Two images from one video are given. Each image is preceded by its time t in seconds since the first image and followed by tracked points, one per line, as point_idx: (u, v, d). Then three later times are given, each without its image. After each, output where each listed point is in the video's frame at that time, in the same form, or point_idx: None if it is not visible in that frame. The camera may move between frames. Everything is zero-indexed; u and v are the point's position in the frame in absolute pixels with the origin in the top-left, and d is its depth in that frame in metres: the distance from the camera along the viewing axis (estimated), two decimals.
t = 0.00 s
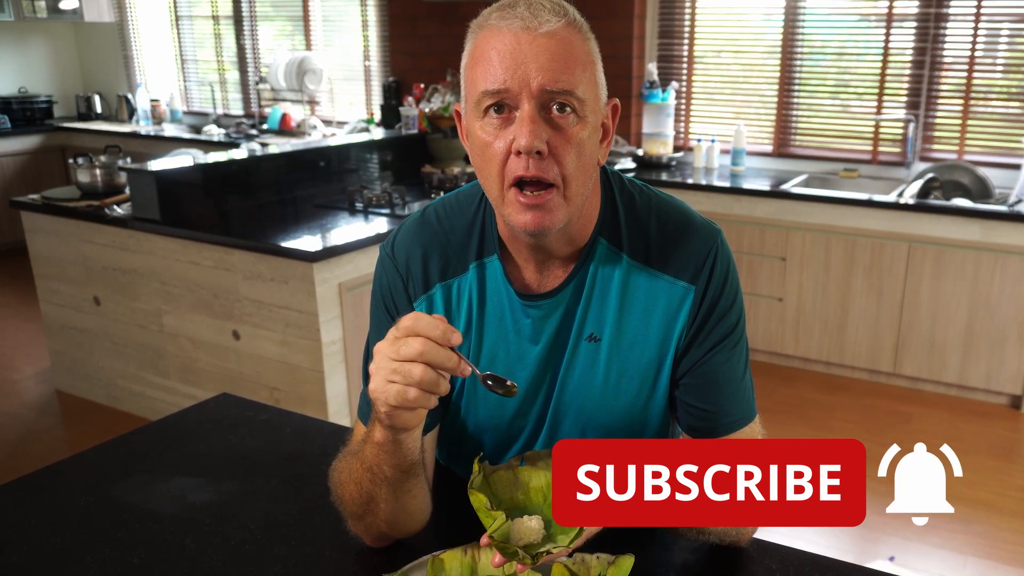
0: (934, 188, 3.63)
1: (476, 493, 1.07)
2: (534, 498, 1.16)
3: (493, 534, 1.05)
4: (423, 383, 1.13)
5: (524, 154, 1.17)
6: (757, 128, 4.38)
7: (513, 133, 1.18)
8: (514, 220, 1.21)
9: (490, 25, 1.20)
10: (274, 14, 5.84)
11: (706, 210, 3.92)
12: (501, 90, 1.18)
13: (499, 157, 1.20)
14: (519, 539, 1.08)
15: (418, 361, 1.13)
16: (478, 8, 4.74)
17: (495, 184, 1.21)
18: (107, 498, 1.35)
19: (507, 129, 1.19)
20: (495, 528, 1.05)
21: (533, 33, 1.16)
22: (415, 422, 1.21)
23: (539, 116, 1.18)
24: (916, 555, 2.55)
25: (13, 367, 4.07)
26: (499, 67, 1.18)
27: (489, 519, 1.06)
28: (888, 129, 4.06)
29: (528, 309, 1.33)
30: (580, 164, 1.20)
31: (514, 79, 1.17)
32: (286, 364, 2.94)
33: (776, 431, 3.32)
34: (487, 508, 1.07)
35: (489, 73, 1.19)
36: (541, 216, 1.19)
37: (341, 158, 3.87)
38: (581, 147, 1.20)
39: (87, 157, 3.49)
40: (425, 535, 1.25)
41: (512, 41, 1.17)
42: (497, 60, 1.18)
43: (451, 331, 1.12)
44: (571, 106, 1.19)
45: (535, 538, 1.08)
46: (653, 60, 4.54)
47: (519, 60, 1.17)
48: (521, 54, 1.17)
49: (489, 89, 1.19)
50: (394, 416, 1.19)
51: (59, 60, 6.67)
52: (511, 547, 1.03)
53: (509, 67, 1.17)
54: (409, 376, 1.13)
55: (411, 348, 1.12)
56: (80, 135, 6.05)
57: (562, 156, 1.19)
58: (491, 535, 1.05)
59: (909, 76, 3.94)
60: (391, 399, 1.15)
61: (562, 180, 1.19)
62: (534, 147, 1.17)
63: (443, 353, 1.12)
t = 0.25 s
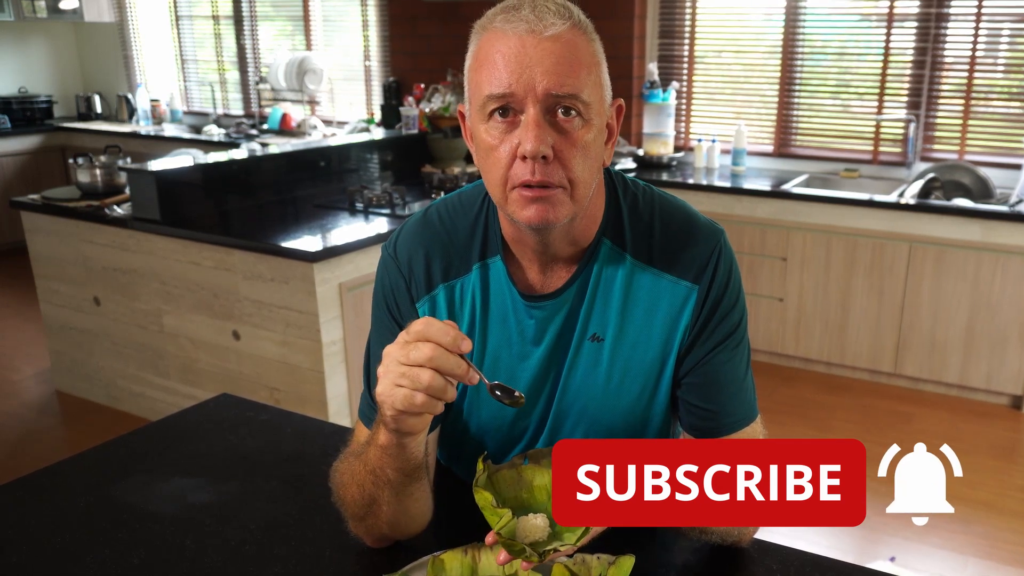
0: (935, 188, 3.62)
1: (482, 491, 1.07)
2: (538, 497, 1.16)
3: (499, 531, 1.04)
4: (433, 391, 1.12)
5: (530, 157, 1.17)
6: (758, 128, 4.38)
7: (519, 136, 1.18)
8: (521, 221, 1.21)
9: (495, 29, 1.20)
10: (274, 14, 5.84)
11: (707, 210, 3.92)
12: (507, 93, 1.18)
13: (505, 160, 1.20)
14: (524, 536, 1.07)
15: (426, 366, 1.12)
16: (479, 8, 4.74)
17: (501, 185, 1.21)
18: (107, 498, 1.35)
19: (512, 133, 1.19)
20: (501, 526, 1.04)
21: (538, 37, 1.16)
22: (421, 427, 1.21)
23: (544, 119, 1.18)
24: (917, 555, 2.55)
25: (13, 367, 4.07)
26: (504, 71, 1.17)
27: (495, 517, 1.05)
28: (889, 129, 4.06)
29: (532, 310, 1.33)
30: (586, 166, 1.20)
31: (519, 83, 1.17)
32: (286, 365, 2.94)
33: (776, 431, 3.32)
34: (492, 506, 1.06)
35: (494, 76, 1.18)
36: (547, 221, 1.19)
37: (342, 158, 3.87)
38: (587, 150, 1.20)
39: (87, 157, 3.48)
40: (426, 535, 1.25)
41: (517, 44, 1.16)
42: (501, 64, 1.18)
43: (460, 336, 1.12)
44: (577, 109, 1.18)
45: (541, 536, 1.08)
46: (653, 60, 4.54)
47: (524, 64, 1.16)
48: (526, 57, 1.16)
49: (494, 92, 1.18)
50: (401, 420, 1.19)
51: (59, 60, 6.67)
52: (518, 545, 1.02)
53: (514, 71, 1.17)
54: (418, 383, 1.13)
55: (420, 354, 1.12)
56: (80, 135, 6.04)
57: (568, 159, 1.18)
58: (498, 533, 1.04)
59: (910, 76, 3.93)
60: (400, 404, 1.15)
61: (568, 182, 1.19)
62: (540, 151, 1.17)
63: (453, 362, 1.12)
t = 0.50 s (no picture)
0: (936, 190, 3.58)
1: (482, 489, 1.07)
2: (539, 496, 1.17)
3: (498, 530, 1.04)
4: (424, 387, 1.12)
5: (538, 205, 1.15)
6: (758, 128, 4.38)
7: (526, 181, 1.15)
8: (527, 249, 1.21)
9: (505, 67, 1.13)
10: (274, 14, 5.83)
11: (708, 211, 3.91)
12: (515, 141, 1.13)
13: (512, 200, 1.17)
14: (523, 535, 1.07)
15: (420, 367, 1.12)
16: (479, 8, 4.74)
17: (509, 219, 1.20)
18: (107, 498, 1.35)
19: (520, 176, 1.15)
20: (500, 524, 1.05)
21: (550, 88, 1.10)
22: (419, 430, 1.19)
23: (554, 167, 1.14)
24: (918, 555, 2.55)
25: (13, 368, 4.07)
26: (513, 117, 1.12)
27: (494, 515, 1.06)
28: (889, 129, 4.06)
29: (535, 312, 1.33)
30: (594, 202, 1.18)
31: (529, 133, 1.12)
32: (287, 365, 2.93)
33: (777, 431, 3.32)
34: (491, 504, 1.06)
35: (503, 121, 1.13)
36: (551, 253, 1.20)
37: (342, 158, 3.87)
38: (596, 189, 1.18)
39: (87, 157, 3.48)
40: (426, 535, 1.25)
41: (527, 93, 1.11)
42: (511, 110, 1.12)
43: (449, 331, 1.11)
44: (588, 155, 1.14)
45: (540, 535, 1.08)
46: (654, 60, 4.54)
47: (534, 115, 1.11)
48: (537, 108, 1.11)
49: (502, 138, 1.13)
50: (398, 424, 1.17)
51: (59, 60, 6.66)
52: (515, 544, 1.03)
53: (524, 120, 1.11)
54: (407, 382, 1.13)
55: (409, 354, 1.11)
56: (80, 135, 6.04)
57: (577, 202, 1.17)
58: (496, 531, 1.05)
59: (910, 75, 3.93)
60: (393, 407, 1.15)
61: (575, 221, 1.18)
62: (548, 199, 1.15)
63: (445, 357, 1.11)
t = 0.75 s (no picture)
0: (937, 189, 3.58)
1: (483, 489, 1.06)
2: (539, 496, 1.16)
3: (500, 530, 1.04)
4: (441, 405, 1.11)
5: (548, 219, 1.15)
6: (759, 128, 4.37)
7: (538, 194, 1.15)
8: (530, 258, 1.22)
9: (528, 79, 1.12)
10: (274, 14, 5.83)
11: (708, 211, 3.91)
12: (532, 154, 1.12)
13: (522, 209, 1.17)
14: (525, 536, 1.07)
15: (434, 385, 1.11)
16: (479, 8, 4.74)
17: (516, 228, 1.20)
18: (107, 499, 1.34)
19: (532, 188, 1.15)
20: (502, 524, 1.04)
21: (571, 106, 1.10)
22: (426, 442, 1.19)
23: (568, 183, 1.14)
24: (918, 556, 2.54)
25: (13, 368, 4.06)
26: (532, 131, 1.11)
27: (495, 516, 1.05)
28: (890, 129, 4.05)
29: (538, 314, 1.33)
30: (601, 219, 1.19)
31: (547, 148, 1.11)
32: (287, 365, 2.93)
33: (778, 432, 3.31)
34: (493, 505, 1.06)
35: (521, 132, 1.12)
36: (555, 266, 1.20)
37: (342, 158, 3.87)
38: (606, 206, 1.18)
39: (87, 157, 3.48)
40: (426, 535, 1.24)
41: (548, 109, 1.10)
42: (531, 122, 1.11)
43: (468, 351, 1.10)
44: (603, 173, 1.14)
45: (541, 535, 1.07)
46: (655, 60, 4.53)
47: (553, 131, 1.11)
48: (557, 124, 1.10)
49: (518, 149, 1.13)
50: (407, 437, 1.17)
51: (59, 60, 6.66)
52: (518, 544, 1.02)
53: (543, 135, 1.11)
54: (424, 400, 1.12)
55: (427, 372, 1.10)
56: (80, 135, 6.04)
57: (586, 218, 1.17)
58: (498, 531, 1.04)
59: (911, 75, 3.93)
60: (405, 421, 1.14)
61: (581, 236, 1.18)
62: (559, 214, 1.15)
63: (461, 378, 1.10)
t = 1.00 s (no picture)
0: (938, 189, 3.59)
1: (485, 495, 1.07)
2: (541, 499, 1.15)
3: (503, 536, 1.04)
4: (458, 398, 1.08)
5: (556, 196, 1.15)
6: (760, 128, 4.37)
7: (545, 171, 1.15)
8: (539, 247, 1.21)
9: (529, 57, 1.15)
10: (275, 13, 5.83)
11: (709, 211, 3.90)
12: (537, 128, 1.14)
13: (529, 191, 1.18)
14: (528, 542, 1.06)
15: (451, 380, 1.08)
16: (480, 7, 4.73)
17: (524, 213, 1.20)
18: (107, 499, 1.34)
19: (539, 166, 1.16)
20: (505, 531, 1.04)
21: (574, 77, 1.12)
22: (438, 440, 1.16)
23: (574, 157, 1.14)
24: (919, 556, 2.54)
25: (13, 368, 4.06)
26: (536, 105, 1.13)
27: (499, 522, 1.05)
28: (891, 129, 4.05)
29: (541, 313, 1.33)
30: (609, 201, 1.19)
31: (551, 121, 1.13)
32: (287, 365, 2.93)
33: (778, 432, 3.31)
34: (496, 511, 1.06)
35: (525, 108, 1.14)
36: (565, 251, 1.19)
37: (343, 158, 3.86)
38: (613, 185, 1.18)
39: (87, 157, 3.47)
40: (427, 536, 1.24)
41: (552, 81, 1.12)
42: (534, 97, 1.13)
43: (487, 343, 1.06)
44: (608, 147, 1.15)
45: (544, 541, 1.06)
46: (655, 60, 4.53)
47: (559, 102, 1.12)
48: (560, 96, 1.12)
49: (523, 125, 1.14)
50: (420, 435, 1.15)
51: (59, 60, 6.66)
52: (522, 552, 1.03)
53: (547, 108, 1.12)
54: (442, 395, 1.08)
55: (443, 365, 1.07)
56: (80, 135, 6.03)
57: (594, 196, 1.17)
58: (502, 538, 1.04)
59: (912, 75, 3.93)
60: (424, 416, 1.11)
61: (590, 217, 1.18)
62: (567, 190, 1.15)
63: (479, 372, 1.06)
